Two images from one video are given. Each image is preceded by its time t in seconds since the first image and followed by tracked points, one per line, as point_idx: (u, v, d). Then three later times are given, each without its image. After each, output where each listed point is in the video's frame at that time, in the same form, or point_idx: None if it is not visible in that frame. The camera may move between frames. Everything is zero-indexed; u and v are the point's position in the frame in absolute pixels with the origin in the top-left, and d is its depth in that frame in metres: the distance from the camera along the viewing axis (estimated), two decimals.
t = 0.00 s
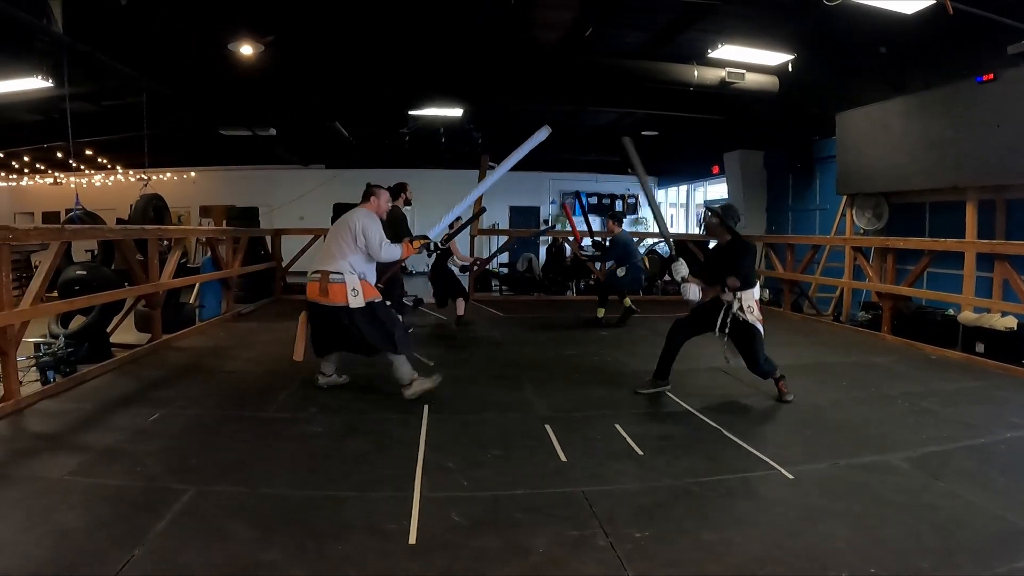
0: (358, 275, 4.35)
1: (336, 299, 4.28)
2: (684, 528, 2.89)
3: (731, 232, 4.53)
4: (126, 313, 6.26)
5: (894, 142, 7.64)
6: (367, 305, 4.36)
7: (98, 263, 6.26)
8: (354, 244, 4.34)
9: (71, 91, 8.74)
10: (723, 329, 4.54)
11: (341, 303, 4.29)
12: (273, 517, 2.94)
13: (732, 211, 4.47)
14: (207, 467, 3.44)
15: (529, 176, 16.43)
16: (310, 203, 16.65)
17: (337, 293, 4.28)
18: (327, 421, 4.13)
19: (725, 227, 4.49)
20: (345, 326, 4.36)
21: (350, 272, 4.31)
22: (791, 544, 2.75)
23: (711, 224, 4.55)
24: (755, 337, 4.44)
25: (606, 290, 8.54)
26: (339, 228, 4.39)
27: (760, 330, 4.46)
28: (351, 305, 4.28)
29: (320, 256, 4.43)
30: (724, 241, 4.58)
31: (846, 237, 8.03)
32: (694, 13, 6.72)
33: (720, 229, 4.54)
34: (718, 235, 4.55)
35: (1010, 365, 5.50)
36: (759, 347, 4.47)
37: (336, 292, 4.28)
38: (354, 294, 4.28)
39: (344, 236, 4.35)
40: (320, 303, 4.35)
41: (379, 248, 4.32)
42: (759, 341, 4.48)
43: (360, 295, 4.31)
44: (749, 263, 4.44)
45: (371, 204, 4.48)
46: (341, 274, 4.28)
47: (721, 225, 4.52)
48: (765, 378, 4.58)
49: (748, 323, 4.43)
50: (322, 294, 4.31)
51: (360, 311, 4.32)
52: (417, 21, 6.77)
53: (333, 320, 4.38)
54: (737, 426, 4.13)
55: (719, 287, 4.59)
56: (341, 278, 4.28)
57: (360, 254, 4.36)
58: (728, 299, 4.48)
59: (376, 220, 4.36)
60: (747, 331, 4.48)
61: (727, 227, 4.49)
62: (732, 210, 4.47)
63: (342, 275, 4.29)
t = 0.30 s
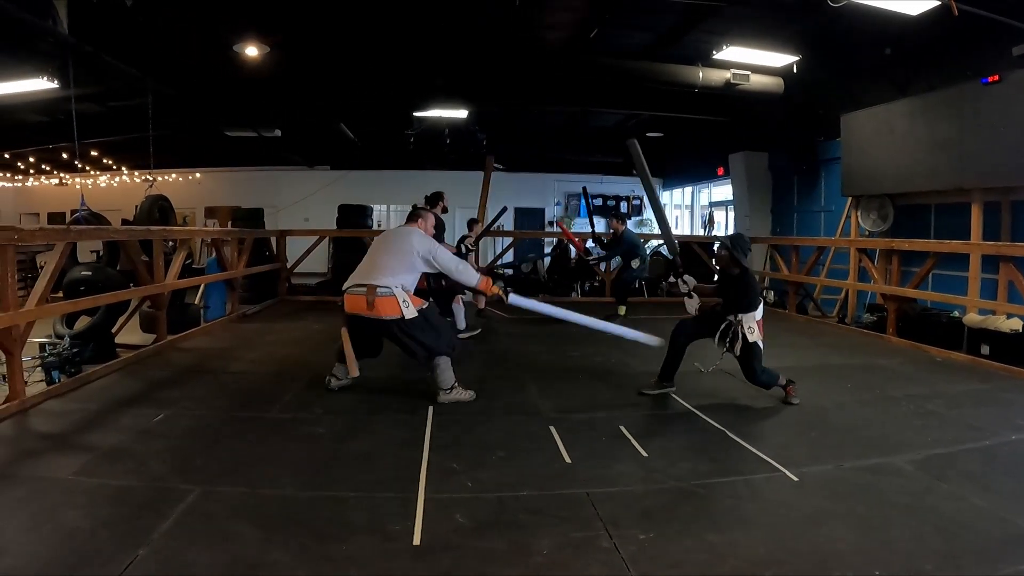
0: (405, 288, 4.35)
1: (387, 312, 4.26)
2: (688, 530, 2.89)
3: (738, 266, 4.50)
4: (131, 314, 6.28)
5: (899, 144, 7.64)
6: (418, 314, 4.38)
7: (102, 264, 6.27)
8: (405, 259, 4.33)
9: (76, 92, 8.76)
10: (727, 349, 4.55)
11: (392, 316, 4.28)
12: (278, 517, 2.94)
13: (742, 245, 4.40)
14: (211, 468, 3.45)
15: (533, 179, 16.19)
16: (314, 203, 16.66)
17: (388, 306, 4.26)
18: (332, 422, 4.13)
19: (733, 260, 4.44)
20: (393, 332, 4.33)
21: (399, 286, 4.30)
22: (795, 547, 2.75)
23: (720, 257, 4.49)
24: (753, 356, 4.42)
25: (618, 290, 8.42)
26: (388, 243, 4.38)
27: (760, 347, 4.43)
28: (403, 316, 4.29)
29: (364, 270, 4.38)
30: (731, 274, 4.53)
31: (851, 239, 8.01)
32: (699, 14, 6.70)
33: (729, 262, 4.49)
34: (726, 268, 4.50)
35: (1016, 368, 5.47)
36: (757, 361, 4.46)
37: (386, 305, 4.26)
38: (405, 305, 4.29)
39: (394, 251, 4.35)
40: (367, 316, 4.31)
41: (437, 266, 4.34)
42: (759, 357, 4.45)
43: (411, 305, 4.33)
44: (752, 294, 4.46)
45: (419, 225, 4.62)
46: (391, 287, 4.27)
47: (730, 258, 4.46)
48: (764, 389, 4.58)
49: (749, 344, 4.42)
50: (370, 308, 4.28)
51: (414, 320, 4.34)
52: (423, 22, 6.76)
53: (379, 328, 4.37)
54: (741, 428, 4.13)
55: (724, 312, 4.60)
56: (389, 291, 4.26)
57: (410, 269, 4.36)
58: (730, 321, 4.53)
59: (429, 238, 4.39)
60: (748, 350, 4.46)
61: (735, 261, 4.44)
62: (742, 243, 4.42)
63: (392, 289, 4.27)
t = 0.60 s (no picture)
0: (423, 286, 4.31)
1: (404, 309, 4.20)
2: (690, 531, 2.89)
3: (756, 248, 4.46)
4: (133, 314, 6.29)
5: (901, 145, 7.65)
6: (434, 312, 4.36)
7: (105, 264, 6.28)
8: (423, 257, 4.27)
9: (79, 93, 8.78)
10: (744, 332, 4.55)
11: (408, 314, 4.23)
12: (280, 518, 2.94)
13: (759, 226, 4.41)
14: (213, 468, 3.46)
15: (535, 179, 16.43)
16: (316, 203, 16.68)
17: (406, 303, 4.21)
18: (333, 423, 4.13)
19: (751, 243, 4.42)
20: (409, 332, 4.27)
21: (417, 284, 4.26)
22: (797, 548, 2.75)
23: (738, 239, 4.48)
24: (774, 338, 4.48)
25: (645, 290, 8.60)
26: (408, 240, 4.31)
27: (780, 331, 4.50)
28: (420, 314, 4.25)
29: (382, 264, 4.30)
30: (749, 257, 4.50)
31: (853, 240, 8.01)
32: (701, 15, 6.68)
33: (746, 245, 4.48)
34: (743, 250, 4.48)
35: (1018, 369, 5.47)
36: (776, 346, 4.52)
37: (404, 302, 4.20)
38: (422, 304, 4.26)
39: (413, 249, 4.27)
40: (384, 311, 4.24)
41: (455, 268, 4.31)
42: (778, 341, 4.52)
43: (428, 304, 4.30)
44: (773, 276, 4.42)
45: (442, 223, 4.48)
46: (409, 285, 4.22)
47: (748, 241, 4.45)
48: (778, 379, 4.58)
49: (772, 325, 4.47)
50: (387, 304, 4.22)
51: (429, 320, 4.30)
52: (425, 23, 6.76)
53: (390, 328, 4.32)
54: (743, 429, 4.13)
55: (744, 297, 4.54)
56: (408, 289, 4.21)
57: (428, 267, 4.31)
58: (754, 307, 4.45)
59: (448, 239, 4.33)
60: (767, 333, 4.52)
61: (755, 244, 4.41)
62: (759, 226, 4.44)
63: (410, 286, 4.22)
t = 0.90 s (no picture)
0: (440, 282, 4.41)
1: (420, 305, 4.32)
2: (689, 531, 2.89)
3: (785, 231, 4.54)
4: (133, 314, 6.29)
5: (901, 145, 7.65)
6: (450, 311, 4.44)
7: (106, 264, 6.29)
8: (441, 252, 4.37)
9: (80, 92, 8.78)
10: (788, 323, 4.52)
11: (424, 310, 4.34)
12: (280, 518, 2.95)
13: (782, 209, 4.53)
14: (214, 468, 3.46)
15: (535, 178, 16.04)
16: (315, 204, 16.68)
17: (422, 299, 4.32)
18: (333, 423, 4.13)
19: (778, 227, 4.51)
20: (420, 329, 4.36)
21: (435, 280, 4.37)
22: (797, 548, 2.75)
23: (765, 225, 4.57)
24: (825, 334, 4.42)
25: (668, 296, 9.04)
26: (428, 234, 4.41)
27: (830, 328, 4.45)
28: (435, 312, 4.35)
29: (402, 258, 4.43)
30: (779, 242, 4.57)
31: (853, 240, 8.02)
32: (701, 15, 6.69)
33: (774, 230, 4.56)
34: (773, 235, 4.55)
35: (1017, 370, 5.48)
36: (830, 344, 4.47)
37: (421, 298, 4.32)
38: (438, 302, 4.35)
39: (432, 244, 4.37)
40: (401, 306, 4.37)
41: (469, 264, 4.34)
42: (829, 338, 4.46)
43: (444, 302, 4.39)
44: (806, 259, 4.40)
45: (458, 209, 4.58)
46: (427, 281, 4.34)
47: (775, 226, 4.54)
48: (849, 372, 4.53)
49: (816, 321, 4.44)
50: (405, 299, 4.34)
51: (443, 318, 4.39)
52: (425, 22, 6.75)
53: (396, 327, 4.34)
54: (742, 429, 4.14)
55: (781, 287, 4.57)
56: (424, 284, 4.33)
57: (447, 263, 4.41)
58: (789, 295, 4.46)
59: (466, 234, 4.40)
60: (815, 328, 4.47)
61: (781, 227, 4.50)
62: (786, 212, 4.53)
63: (428, 282, 4.34)
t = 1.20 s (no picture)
0: (456, 273, 4.40)
1: (433, 293, 4.31)
2: (688, 531, 2.89)
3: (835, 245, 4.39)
4: (131, 314, 6.29)
5: (900, 144, 7.65)
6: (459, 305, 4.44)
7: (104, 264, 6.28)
8: (461, 242, 4.36)
9: (77, 91, 8.77)
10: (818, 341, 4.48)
11: (437, 299, 4.33)
12: (279, 517, 2.94)
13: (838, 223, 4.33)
14: (213, 468, 3.45)
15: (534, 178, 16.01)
16: (314, 203, 16.69)
17: (436, 288, 4.31)
18: (332, 423, 4.13)
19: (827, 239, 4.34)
20: (432, 322, 4.38)
21: (451, 270, 4.37)
22: (795, 548, 2.75)
23: (814, 234, 4.39)
24: (850, 352, 4.35)
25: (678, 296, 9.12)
26: (450, 221, 4.38)
27: (857, 347, 4.37)
28: (446, 303, 4.34)
29: (423, 243, 4.43)
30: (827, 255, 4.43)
31: (852, 240, 8.01)
32: (700, 15, 6.69)
33: (822, 241, 4.40)
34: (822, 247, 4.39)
35: (1016, 369, 5.48)
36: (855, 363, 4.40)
37: (435, 286, 4.31)
38: (450, 293, 4.34)
39: (453, 232, 4.35)
40: (415, 293, 4.37)
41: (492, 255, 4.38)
42: (856, 355, 4.39)
43: (456, 295, 4.39)
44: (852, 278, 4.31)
45: (477, 194, 4.57)
46: (444, 270, 4.34)
47: (825, 237, 4.37)
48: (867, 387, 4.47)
49: (845, 339, 4.35)
50: (420, 285, 4.34)
51: (453, 311, 4.39)
52: (423, 22, 6.74)
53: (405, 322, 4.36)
54: (741, 429, 4.14)
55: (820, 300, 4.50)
56: (441, 273, 4.32)
57: (465, 254, 4.40)
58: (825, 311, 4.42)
59: (489, 226, 4.39)
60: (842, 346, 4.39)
61: (831, 239, 4.34)
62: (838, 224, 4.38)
63: (444, 272, 4.33)
